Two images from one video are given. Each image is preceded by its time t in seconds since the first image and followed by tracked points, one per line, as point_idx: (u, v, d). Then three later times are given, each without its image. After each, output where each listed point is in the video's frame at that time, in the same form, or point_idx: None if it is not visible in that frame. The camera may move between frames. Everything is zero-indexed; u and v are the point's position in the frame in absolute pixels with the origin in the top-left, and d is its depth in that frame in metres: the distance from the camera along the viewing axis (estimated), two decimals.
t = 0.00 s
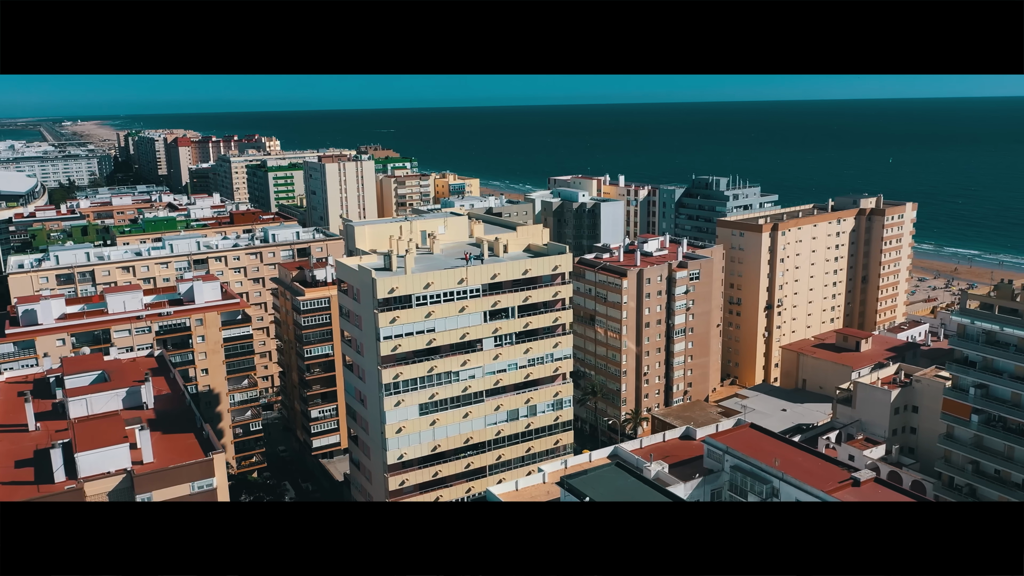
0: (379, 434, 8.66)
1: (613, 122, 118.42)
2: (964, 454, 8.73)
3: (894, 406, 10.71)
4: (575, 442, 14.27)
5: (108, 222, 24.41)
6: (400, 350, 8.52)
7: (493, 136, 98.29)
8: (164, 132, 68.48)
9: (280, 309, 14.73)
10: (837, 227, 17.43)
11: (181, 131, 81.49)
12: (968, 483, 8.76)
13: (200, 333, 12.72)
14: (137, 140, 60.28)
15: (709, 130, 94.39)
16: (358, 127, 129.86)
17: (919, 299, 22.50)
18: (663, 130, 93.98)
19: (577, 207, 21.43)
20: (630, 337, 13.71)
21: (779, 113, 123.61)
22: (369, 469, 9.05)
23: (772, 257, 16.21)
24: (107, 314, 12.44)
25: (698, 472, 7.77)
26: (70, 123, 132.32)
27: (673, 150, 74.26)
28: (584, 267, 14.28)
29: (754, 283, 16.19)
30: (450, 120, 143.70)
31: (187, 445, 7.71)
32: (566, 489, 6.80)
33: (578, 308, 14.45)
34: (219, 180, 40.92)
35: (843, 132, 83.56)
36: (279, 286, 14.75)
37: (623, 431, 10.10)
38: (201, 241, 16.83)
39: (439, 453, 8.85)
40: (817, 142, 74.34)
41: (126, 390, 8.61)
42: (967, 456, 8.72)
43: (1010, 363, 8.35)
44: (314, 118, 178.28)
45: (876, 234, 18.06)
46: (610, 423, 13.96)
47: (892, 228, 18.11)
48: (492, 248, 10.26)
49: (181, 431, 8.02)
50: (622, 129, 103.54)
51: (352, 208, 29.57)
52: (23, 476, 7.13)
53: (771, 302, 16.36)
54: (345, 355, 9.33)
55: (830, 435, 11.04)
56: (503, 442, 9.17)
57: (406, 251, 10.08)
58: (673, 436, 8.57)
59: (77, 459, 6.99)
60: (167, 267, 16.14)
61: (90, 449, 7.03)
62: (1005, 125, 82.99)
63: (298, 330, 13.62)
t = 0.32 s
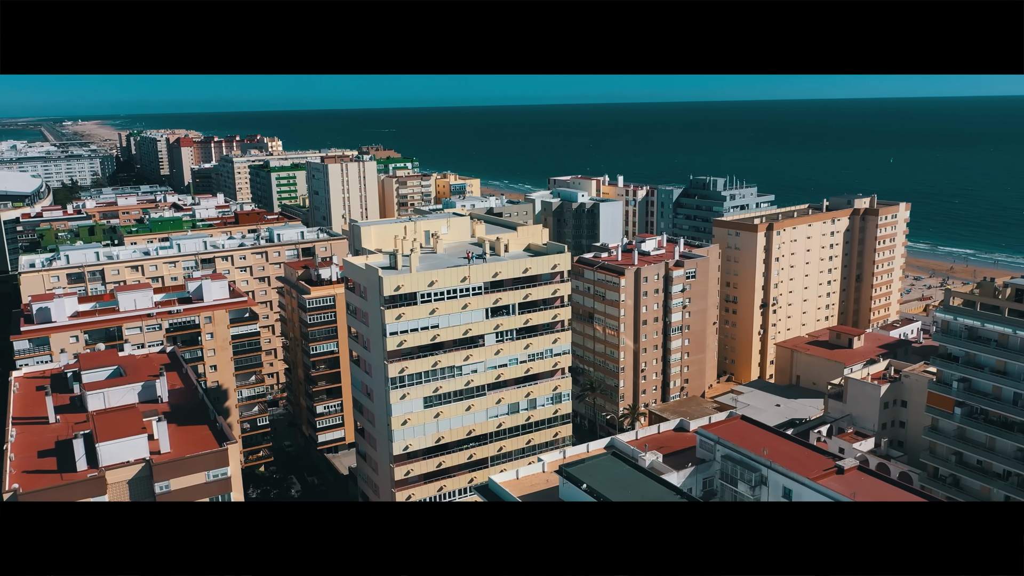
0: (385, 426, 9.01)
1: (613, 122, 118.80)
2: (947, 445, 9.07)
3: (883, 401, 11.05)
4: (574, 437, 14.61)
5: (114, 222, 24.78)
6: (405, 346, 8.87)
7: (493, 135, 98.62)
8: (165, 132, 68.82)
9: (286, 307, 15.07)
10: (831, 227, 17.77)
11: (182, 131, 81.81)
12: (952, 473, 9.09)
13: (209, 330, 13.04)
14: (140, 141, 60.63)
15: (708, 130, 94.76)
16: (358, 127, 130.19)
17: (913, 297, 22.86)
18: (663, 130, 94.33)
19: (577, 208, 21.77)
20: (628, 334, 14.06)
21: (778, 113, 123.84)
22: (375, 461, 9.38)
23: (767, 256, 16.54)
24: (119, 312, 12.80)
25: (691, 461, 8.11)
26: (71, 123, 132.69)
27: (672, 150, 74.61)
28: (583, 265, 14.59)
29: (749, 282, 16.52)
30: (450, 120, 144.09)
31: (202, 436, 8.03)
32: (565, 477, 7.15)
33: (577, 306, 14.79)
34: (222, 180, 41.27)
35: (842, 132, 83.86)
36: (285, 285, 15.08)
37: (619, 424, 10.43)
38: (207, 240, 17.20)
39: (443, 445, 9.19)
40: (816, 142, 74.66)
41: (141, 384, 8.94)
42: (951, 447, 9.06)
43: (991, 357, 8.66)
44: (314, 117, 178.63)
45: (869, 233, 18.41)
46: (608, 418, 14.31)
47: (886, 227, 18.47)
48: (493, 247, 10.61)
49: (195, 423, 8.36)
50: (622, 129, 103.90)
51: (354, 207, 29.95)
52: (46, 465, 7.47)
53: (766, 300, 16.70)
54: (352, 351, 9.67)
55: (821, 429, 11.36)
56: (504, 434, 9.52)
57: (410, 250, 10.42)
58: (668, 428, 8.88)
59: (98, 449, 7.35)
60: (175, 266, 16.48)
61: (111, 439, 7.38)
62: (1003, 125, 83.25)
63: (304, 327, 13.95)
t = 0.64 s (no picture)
0: (390, 418, 9.35)
1: (613, 121, 119.09)
2: (932, 438, 9.39)
3: (872, 396, 11.39)
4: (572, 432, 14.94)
5: (120, 222, 25.13)
6: (410, 341, 9.22)
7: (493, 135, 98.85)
8: (167, 133, 69.08)
9: (291, 305, 15.42)
10: (825, 227, 18.12)
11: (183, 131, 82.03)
12: (936, 465, 9.41)
13: (217, 327, 13.36)
14: (142, 141, 60.87)
15: (708, 129, 95.02)
16: (359, 127, 130.43)
17: (907, 296, 23.21)
18: (662, 129, 94.63)
19: (576, 208, 22.10)
20: (625, 331, 14.41)
21: (777, 113, 124.13)
22: (381, 452, 9.72)
23: (762, 256, 16.90)
24: (129, 310, 13.18)
25: (684, 452, 8.45)
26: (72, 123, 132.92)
27: (672, 149, 74.87)
28: (581, 264, 14.92)
29: (745, 281, 16.86)
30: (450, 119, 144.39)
31: (215, 428, 8.38)
32: (563, 465, 7.51)
33: (576, 305, 15.12)
34: (225, 180, 41.58)
35: (841, 131, 84.19)
36: (291, 283, 15.41)
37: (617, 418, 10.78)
38: (214, 240, 17.56)
39: (446, 437, 9.53)
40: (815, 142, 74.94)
41: (156, 378, 9.26)
42: (936, 440, 9.38)
43: (973, 352, 9.02)
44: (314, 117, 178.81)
45: (863, 233, 18.74)
46: (605, 414, 14.66)
47: (880, 227, 18.79)
48: (495, 247, 10.93)
49: (208, 416, 8.71)
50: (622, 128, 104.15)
51: (356, 207, 30.30)
52: (68, 455, 7.84)
53: (761, 299, 17.05)
54: (358, 347, 10.02)
55: (814, 422, 11.67)
56: (505, 427, 9.86)
57: (414, 250, 10.75)
58: (662, 420, 9.24)
59: (117, 440, 7.71)
60: (182, 265, 16.83)
61: (129, 430, 7.73)
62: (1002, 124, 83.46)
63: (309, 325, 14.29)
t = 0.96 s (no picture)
0: (396, 412, 9.69)
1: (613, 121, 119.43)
2: (918, 430, 9.74)
3: (863, 391, 11.72)
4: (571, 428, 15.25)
5: (126, 222, 25.47)
6: (415, 337, 9.57)
7: (493, 134, 99.12)
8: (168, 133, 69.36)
9: (297, 304, 15.76)
10: (820, 227, 18.47)
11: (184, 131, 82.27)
12: (922, 456, 9.76)
13: (226, 325, 13.76)
14: (144, 141, 61.16)
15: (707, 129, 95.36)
16: (359, 126, 130.67)
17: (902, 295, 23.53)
18: (662, 129, 94.93)
19: (576, 208, 22.42)
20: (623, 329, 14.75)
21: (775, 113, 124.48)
22: (387, 445, 10.06)
23: (757, 255, 17.23)
24: (140, 308, 13.55)
25: (678, 443, 8.79)
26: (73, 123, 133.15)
27: (671, 148, 75.17)
28: (580, 263, 15.26)
29: (741, 279, 17.21)
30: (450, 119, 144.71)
31: (227, 421, 8.73)
32: (561, 456, 7.87)
33: (575, 303, 15.44)
34: (227, 180, 41.91)
35: (840, 130, 84.54)
36: (296, 282, 15.76)
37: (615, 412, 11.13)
38: (220, 240, 17.91)
39: (449, 430, 9.86)
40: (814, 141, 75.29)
41: (169, 373, 9.59)
42: (921, 432, 9.74)
43: (956, 348, 9.36)
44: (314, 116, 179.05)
45: (857, 233, 19.08)
46: (604, 409, 14.97)
47: (874, 227, 19.14)
48: (496, 246, 11.26)
49: (220, 409, 9.06)
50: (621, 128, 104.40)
51: (358, 207, 30.64)
52: (87, 446, 8.17)
53: (757, 297, 17.37)
54: (364, 343, 10.35)
55: (806, 417, 12.02)
56: (506, 420, 10.21)
57: (418, 250, 11.11)
58: (658, 413, 9.58)
59: (135, 431, 8.06)
60: (189, 264, 17.13)
61: (146, 423, 8.08)
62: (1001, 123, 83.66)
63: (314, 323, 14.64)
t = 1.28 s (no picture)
0: (401, 406, 10.04)
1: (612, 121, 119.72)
2: (905, 423, 10.07)
3: (854, 386, 12.03)
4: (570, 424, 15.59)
5: (131, 222, 25.86)
6: (419, 334, 9.91)
7: (493, 134, 99.42)
8: (170, 133, 69.70)
9: (302, 302, 16.09)
10: (815, 226, 18.81)
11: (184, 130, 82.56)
12: (909, 449, 10.09)
13: (233, 323, 14.12)
14: (146, 141, 61.50)
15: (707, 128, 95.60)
16: (360, 126, 130.92)
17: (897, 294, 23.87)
18: (662, 129, 95.24)
19: (575, 208, 22.77)
20: (621, 327, 15.10)
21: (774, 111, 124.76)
22: (392, 438, 10.40)
23: (753, 254, 17.57)
24: (149, 307, 13.89)
25: (672, 435, 9.13)
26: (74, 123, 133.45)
27: (671, 148, 75.47)
28: (579, 263, 15.62)
29: (737, 278, 17.55)
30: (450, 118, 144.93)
31: (239, 414, 9.07)
32: (560, 446, 8.23)
33: (574, 301, 15.79)
34: (229, 181, 42.24)
35: (839, 130, 84.84)
36: (302, 281, 16.11)
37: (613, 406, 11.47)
38: (226, 240, 18.28)
39: (452, 423, 10.20)
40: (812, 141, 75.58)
41: (182, 368, 9.88)
42: (908, 425, 10.07)
43: (941, 344, 9.70)
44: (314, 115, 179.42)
45: (851, 233, 19.41)
46: (602, 405, 15.31)
47: (868, 227, 19.46)
48: (497, 246, 11.61)
49: (232, 402, 9.42)
50: (621, 127, 104.64)
51: (360, 207, 30.97)
52: (105, 437, 8.53)
53: (753, 296, 17.72)
54: (370, 340, 10.69)
55: (799, 412, 12.35)
56: (506, 414, 10.56)
57: (422, 249, 11.46)
58: (654, 407, 9.92)
59: (151, 423, 8.40)
60: (196, 264, 17.48)
61: (162, 415, 8.42)
62: (999, 122, 83.86)
63: (319, 321, 14.95)
